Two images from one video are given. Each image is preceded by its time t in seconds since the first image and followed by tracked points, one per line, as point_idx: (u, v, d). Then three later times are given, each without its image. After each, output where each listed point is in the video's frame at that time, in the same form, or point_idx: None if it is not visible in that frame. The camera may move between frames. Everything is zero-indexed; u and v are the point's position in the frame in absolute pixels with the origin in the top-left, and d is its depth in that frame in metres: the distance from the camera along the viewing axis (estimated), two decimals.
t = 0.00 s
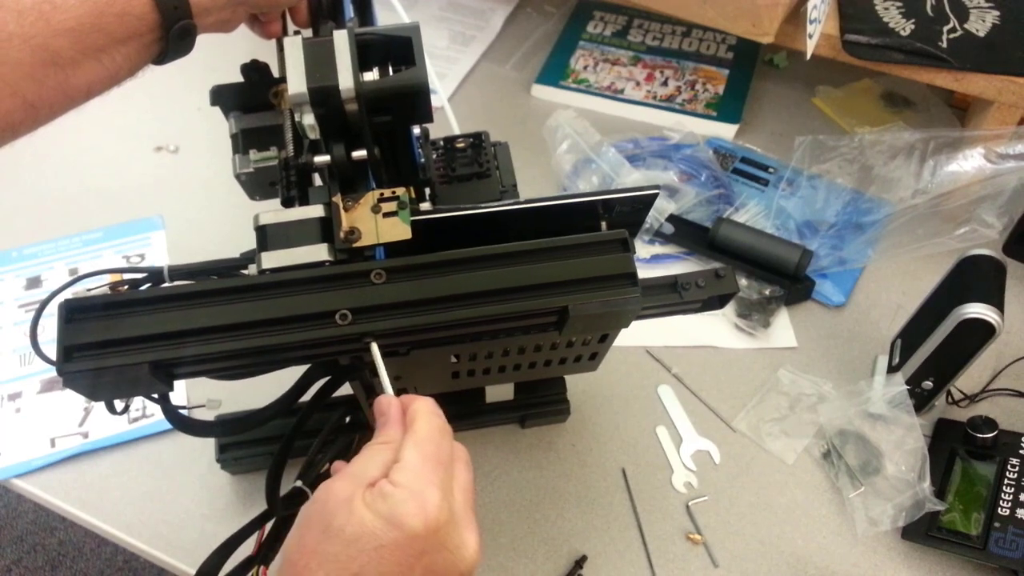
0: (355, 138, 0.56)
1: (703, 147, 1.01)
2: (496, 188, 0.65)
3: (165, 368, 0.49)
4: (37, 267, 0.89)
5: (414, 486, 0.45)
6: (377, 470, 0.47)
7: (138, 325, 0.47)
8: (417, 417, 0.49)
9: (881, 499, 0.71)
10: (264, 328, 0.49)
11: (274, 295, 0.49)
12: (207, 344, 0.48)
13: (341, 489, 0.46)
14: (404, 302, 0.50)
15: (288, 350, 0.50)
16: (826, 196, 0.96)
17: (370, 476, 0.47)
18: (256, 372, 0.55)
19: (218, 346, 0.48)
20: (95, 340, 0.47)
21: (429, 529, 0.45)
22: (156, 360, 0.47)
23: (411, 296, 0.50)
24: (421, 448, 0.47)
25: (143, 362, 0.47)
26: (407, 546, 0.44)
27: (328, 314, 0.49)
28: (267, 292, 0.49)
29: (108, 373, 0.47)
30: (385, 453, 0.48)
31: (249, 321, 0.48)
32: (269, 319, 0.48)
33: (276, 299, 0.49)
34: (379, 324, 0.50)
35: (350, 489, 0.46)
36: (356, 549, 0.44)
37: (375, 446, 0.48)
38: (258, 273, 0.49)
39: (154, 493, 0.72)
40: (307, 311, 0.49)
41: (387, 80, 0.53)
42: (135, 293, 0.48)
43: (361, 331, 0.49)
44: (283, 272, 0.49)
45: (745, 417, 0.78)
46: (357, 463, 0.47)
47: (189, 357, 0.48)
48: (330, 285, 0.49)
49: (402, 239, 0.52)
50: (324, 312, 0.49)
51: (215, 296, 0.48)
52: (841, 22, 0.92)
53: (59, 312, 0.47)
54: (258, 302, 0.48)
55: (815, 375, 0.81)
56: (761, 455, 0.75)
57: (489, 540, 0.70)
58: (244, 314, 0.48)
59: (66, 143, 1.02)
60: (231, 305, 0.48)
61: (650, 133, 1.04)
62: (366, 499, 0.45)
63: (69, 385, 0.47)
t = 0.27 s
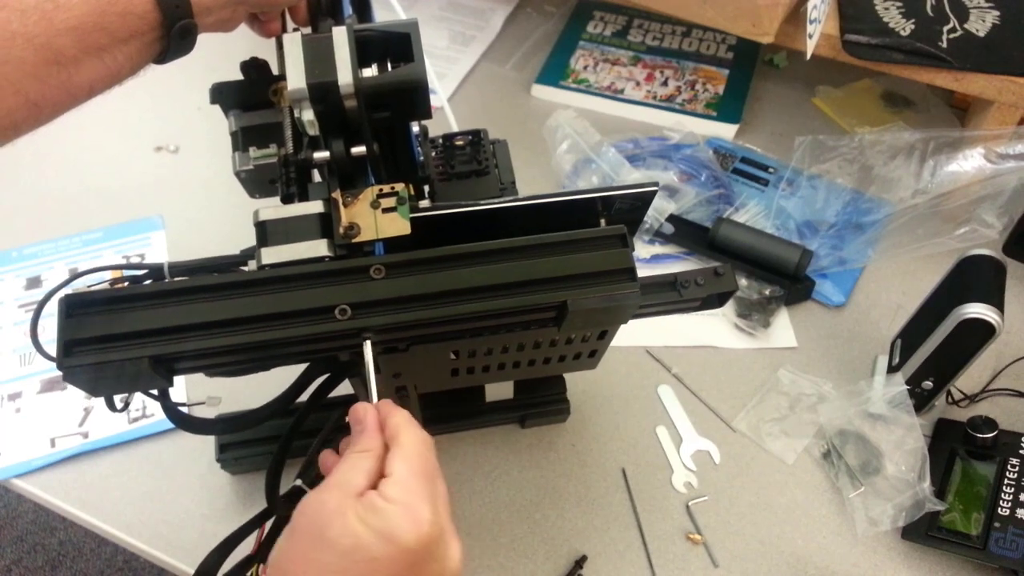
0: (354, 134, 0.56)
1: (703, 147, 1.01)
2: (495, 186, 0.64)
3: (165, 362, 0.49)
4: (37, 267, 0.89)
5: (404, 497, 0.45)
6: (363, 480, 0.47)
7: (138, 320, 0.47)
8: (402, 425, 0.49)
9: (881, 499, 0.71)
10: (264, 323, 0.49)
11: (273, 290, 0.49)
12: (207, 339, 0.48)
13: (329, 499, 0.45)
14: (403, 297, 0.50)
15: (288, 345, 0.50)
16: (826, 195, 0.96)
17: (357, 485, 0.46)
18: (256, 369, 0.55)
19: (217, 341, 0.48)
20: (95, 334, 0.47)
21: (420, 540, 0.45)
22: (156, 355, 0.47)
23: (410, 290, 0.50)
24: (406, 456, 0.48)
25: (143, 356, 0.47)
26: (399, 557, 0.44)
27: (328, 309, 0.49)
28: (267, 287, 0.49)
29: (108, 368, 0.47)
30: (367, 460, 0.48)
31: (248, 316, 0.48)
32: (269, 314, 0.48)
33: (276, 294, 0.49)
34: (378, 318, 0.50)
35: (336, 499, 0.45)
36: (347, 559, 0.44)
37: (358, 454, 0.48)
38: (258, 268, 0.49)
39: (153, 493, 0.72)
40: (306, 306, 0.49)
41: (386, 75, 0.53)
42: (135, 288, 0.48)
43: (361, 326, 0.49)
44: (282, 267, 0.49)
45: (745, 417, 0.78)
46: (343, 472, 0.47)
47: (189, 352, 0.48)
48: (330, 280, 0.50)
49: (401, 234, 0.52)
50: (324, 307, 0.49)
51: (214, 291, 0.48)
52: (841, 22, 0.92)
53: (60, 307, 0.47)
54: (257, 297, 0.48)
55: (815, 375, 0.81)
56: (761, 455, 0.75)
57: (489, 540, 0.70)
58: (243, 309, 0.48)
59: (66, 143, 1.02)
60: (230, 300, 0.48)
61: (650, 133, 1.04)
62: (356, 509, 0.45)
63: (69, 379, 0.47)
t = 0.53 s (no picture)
0: (354, 133, 0.56)
1: (703, 147, 1.01)
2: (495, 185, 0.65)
3: (165, 360, 0.49)
4: (37, 267, 0.89)
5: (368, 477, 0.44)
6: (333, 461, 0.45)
7: (138, 318, 0.47)
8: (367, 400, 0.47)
9: (881, 499, 0.71)
10: (264, 322, 0.49)
11: (273, 288, 0.49)
12: (207, 338, 0.48)
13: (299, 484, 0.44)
14: (403, 296, 0.50)
15: (287, 343, 0.50)
16: (826, 195, 0.96)
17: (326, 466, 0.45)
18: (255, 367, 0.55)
19: (217, 339, 0.48)
20: (94, 332, 0.47)
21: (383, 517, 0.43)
22: (156, 353, 0.47)
23: (410, 289, 0.50)
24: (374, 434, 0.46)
25: (142, 355, 0.47)
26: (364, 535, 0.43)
27: (328, 307, 0.49)
28: (267, 286, 0.49)
29: (108, 366, 0.47)
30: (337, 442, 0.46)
31: (248, 315, 0.48)
32: (269, 312, 0.48)
33: (276, 292, 0.49)
34: (377, 317, 0.50)
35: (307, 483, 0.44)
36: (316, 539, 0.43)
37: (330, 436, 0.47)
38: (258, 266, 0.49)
39: (153, 493, 0.72)
40: (306, 304, 0.49)
41: (386, 72, 0.53)
42: (135, 286, 0.48)
43: (361, 325, 0.50)
44: (282, 266, 0.49)
45: (745, 417, 0.78)
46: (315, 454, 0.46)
47: (188, 350, 0.48)
48: (330, 278, 0.49)
49: (402, 232, 0.52)
50: (323, 305, 0.49)
51: (214, 289, 0.48)
52: (841, 22, 0.92)
53: (60, 306, 0.47)
54: (257, 295, 0.48)
55: (815, 375, 0.81)
56: (761, 455, 0.75)
57: (489, 540, 0.70)
58: (243, 307, 0.48)
59: (66, 142, 1.02)
60: (230, 298, 0.48)
61: (650, 133, 1.04)
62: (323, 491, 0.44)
63: (69, 377, 0.47)
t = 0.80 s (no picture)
0: (355, 133, 0.56)
1: (703, 147, 1.01)
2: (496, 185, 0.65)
3: (165, 361, 0.49)
4: (37, 267, 0.89)
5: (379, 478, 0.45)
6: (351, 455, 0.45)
7: (138, 318, 0.47)
8: (386, 399, 0.44)
9: (881, 498, 0.71)
10: (264, 322, 0.49)
11: (273, 288, 0.49)
12: (207, 338, 0.48)
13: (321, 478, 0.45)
14: (403, 296, 0.50)
15: (287, 343, 0.50)
16: (826, 195, 0.96)
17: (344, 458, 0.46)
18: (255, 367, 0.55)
19: (217, 339, 0.48)
20: (94, 333, 0.47)
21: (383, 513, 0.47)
22: (156, 353, 0.47)
23: (410, 289, 0.50)
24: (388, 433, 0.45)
25: (142, 355, 0.47)
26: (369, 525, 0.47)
27: (328, 307, 0.49)
28: (267, 286, 0.49)
29: (108, 366, 0.47)
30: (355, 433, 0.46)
31: (248, 315, 0.48)
32: (269, 312, 0.48)
33: (276, 292, 0.49)
34: (377, 317, 0.50)
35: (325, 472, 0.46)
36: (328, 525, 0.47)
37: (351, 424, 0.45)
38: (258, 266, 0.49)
39: (153, 493, 0.72)
40: (306, 304, 0.49)
41: (387, 73, 0.53)
42: (134, 286, 0.48)
43: (361, 325, 0.50)
44: (282, 265, 0.49)
45: (745, 417, 0.78)
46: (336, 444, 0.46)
47: (188, 351, 0.48)
48: (330, 278, 0.49)
49: (402, 233, 0.52)
50: (324, 305, 0.49)
51: (214, 289, 0.48)
52: (841, 22, 0.92)
53: (60, 306, 0.47)
54: (257, 295, 0.48)
55: (815, 375, 0.81)
56: (761, 455, 0.75)
57: (489, 540, 0.70)
58: (243, 307, 0.48)
59: (66, 142, 1.02)
60: (230, 298, 0.48)
61: (650, 133, 1.04)
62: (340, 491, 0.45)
63: (69, 377, 0.47)
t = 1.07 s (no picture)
0: (355, 133, 0.56)
1: (703, 147, 1.01)
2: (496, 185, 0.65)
3: (165, 361, 0.49)
4: (37, 267, 0.89)
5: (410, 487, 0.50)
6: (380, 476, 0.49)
7: (137, 318, 0.47)
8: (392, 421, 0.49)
9: (881, 498, 0.71)
10: (263, 322, 0.49)
11: (273, 288, 0.49)
12: (206, 338, 0.48)
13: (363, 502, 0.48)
14: (403, 296, 0.50)
15: (287, 344, 0.50)
16: (827, 195, 0.96)
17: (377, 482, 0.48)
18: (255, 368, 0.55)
19: (216, 340, 0.48)
20: (94, 333, 0.47)
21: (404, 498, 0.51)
22: (155, 353, 0.47)
23: (410, 289, 0.50)
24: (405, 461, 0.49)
25: (142, 355, 0.47)
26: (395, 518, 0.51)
27: (328, 308, 0.49)
28: (267, 286, 0.49)
29: (107, 367, 0.47)
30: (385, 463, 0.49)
31: (247, 315, 0.48)
32: (268, 313, 0.48)
33: (275, 292, 0.49)
34: (377, 317, 0.50)
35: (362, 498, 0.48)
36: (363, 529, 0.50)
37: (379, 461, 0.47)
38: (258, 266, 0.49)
39: (153, 493, 0.72)
40: (306, 304, 0.49)
41: (387, 73, 0.53)
42: (134, 287, 0.48)
43: (361, 325, 0.49)
44: (282, 265, 0.50)
45: (745, 417, 0.78)
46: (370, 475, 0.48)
47: (188, 351, 0.48)
48: (330, 279, 0.49)
49: (401, 233, 0.52)
50: (323, 305, 0.49)
51: (214, 289, 0.48)
52: (841, 22, 0.92)
53: (60, 306, 0.47)
54: (257, 296, 0.48)
55: (815, 375, 0.81)
56: (761, 455, 0.75)
57: (489, 540, 0.70)
58: (243, 307, 0.48)
59: (66, 142, 1.02)
60: (229, 298, 0.48)
61: (650, 133, 1.04)
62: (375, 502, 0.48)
63: (69, 378, 0.47)
